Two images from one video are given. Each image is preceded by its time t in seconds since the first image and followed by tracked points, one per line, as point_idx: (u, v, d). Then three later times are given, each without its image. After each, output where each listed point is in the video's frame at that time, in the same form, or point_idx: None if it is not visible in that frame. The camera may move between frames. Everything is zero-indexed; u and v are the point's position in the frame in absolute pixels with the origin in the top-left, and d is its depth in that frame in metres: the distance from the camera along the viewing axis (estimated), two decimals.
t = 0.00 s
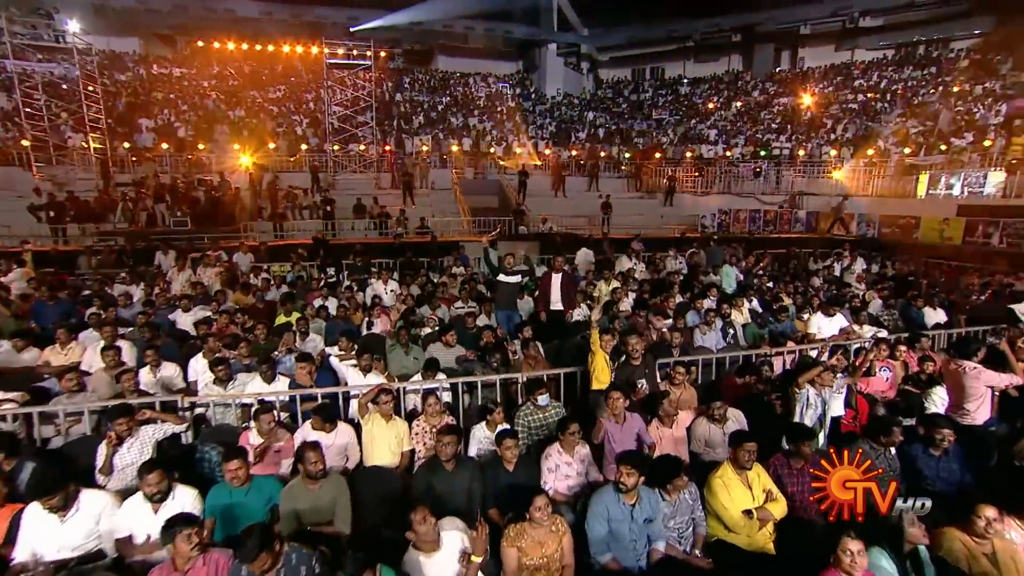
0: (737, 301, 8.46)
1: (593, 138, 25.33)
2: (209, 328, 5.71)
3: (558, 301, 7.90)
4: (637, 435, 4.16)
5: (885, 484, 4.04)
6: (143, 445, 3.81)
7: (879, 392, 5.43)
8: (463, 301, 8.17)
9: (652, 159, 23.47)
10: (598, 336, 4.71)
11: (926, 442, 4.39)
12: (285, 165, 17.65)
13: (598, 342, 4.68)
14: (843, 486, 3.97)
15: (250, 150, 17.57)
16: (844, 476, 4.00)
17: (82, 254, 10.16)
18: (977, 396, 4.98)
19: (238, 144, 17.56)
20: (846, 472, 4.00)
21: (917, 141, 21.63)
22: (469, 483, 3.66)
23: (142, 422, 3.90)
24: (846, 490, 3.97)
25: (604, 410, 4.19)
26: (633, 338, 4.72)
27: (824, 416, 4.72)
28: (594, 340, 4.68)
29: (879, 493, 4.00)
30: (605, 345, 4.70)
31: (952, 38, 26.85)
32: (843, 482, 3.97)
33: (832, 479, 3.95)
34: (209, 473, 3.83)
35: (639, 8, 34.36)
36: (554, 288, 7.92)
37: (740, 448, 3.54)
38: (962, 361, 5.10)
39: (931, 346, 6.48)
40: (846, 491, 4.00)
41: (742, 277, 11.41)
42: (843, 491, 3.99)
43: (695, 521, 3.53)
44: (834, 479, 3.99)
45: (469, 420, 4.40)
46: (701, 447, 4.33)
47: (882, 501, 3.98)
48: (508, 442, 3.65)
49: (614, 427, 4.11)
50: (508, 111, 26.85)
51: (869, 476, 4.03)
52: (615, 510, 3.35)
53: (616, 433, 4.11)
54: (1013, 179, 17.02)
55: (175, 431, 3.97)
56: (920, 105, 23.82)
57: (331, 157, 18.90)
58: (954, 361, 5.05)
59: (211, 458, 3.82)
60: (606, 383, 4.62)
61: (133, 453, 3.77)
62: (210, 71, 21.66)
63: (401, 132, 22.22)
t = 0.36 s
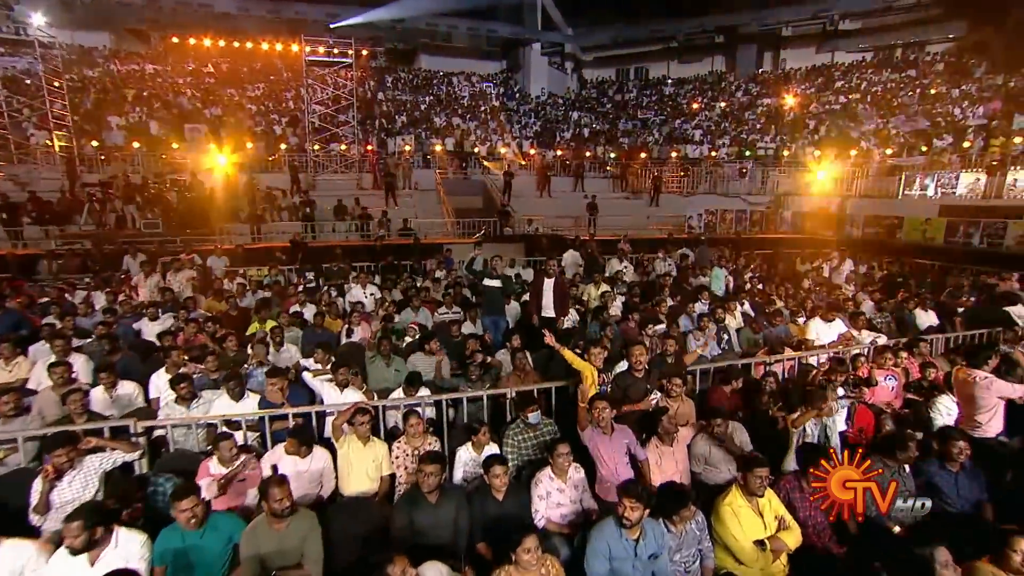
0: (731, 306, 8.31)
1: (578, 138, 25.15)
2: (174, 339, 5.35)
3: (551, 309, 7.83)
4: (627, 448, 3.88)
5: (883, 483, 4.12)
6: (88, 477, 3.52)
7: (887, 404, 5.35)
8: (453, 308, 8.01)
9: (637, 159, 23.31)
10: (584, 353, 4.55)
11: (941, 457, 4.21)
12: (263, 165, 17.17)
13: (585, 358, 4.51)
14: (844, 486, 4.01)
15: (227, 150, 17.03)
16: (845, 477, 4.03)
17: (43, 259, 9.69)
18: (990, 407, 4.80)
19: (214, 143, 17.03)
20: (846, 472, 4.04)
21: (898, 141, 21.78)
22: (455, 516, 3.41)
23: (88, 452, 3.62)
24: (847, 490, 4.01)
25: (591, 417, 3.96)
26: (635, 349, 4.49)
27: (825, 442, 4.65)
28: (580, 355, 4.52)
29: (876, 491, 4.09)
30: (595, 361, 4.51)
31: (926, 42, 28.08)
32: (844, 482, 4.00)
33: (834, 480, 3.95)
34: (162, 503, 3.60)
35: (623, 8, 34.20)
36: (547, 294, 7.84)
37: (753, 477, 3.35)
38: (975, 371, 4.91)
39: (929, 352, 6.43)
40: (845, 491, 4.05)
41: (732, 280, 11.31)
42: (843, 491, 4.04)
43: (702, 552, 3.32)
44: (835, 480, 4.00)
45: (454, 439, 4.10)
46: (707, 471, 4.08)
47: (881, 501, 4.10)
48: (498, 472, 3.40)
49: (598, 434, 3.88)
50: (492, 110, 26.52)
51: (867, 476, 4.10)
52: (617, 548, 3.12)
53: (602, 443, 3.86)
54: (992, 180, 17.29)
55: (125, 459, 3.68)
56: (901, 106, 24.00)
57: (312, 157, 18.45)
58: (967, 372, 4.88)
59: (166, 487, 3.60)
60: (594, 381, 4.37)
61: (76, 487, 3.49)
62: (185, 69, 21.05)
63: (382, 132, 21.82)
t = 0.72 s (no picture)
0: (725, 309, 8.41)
1: (563, 138, 24.95)
2: (134, 352, 4.99)
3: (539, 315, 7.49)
4: (626, 475, 3.64)
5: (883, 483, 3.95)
6: (19, 519, 3.34)
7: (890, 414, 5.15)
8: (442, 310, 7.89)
9: (623, 158, 23.12)
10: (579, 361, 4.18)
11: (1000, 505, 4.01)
12: (240, 165, 16.68)
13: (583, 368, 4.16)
14: (843, 486, 3.85)
15: (202, 150, 16.50)
16: (845, 477, 3.87)
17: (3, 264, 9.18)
18: (1004, 417, 4.75)
19: (189, 142, 16.48)
20: (846, 472, 3.87)
21: (881, 142, 21.87)
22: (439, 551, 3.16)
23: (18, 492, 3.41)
24: (846, 490, 3.84)
25: (587, 442, 3.69)
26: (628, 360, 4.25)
27: (844, 444, 4.38)
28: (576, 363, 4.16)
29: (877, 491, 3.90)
30: (591, 372, 4.20)
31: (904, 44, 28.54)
32: (844, 483, 3.84)
33: (832, 480, 3.83)
34: (103, 542, 3.30)
35: (607, 7, 34.01)
36: (536, 299, 7.47)
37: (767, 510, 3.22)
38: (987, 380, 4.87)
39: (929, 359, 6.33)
40: (847, 491, 3.87)
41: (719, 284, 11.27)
42: (842, 491, 3.87)
43: None
44: (834, 479, 3.87)
45: (437, 463, 3.85)
46: (711, 496, 3.88)
47: (881, 501, 3.97)
48: (486, 505, 3.15)
49: (596, 460, 3.63)
50: (476, 109, 26.19)
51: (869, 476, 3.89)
52: None
53: (600, 470, 3.61)
54: (972, 180, 17.60)
55: (62, 497, 3.48)
56: (883, 105, 24.07)
57: (291, 157, 17.98)
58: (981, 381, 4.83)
59: (110, 525, 3.31)
60: (588, 385, 4.08)
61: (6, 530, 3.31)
62: (159, 65, 20.38)
63: (364, 132, 21.39)
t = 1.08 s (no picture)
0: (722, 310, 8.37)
1: (548, 138, 24.72)
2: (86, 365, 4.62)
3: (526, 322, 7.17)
4: (631, 506, 3.50)
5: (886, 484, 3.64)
6: None
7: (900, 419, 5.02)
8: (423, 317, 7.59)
9: (608, 159, 22.93)
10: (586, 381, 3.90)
11: None
12: (216, 165, 16.17)
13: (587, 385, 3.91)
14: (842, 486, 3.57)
15: (176, 149, 15.95)
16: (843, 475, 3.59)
17: None
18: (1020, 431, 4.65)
19: (162, 141, 15.92)
20: (846, 472, 3.59)
21: (865, 143, 21.93)
22: None
23: None
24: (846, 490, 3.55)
25: (590, 470, 3.51)
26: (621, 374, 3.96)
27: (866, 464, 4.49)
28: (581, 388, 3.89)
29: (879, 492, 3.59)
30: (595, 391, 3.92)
31: (882, 47, 28.75)
32: (843, 482, 3.55)
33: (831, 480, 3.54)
34: None
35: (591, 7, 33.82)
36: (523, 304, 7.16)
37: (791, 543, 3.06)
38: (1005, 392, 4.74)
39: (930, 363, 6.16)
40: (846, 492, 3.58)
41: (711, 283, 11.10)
42: (842, 491, 3.59)
43: None
44: (833, 479, 3.58)
45: (420, 491, 3.57)
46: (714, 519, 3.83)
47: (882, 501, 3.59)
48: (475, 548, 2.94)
49: (599, 490, 3.47)
50: (459, 109, 25.84)
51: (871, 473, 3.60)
52: None
53: (603, 500, 3.47)
54: (954, 180, 17.75)
55: None
56: (864, 105, 24.09)
57: (269, 157, 17.51)
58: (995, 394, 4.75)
59: (47, 560, 3.01)
60: (590, 421, 3.84)
61: None
62: (131, 61, 19.73)
63: (345, 131, 20.95)
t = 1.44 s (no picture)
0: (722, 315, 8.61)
1: (532, 138, 24.48)
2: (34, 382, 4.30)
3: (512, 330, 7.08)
4: (647, 550, 3.43)
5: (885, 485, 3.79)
6: None
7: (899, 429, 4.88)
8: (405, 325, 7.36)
9: (593, 159, 22.75)
10: (585, 420, 3.77)
11: None
12: (191, 164, 15.68)
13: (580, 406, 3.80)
14: (843, 486, 3.68)
15: (149, 147, 15.41)
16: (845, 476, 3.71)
17: None
18: None
19: (133, 139, 15.37)
20: (846, 472, 3.71)
21: (848, 143, 21.96)
22: None
23: None
24: (846, 490, 3.67)
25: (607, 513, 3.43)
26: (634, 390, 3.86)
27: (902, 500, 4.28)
28: (580, 427, 3.75)
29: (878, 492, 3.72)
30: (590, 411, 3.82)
31: (861, 50, 28.99)
32: (843, 482, 3.68)
33: (830, 481, 3.68)
34: None
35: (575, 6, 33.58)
36: (508, 311, 7.05)
37: None
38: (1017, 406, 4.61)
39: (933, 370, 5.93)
40: (847, 492, 3.71)
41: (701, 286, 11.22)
42: (842, 491, 3.72)
43: None
44: (834, 479, 3.71)
45: (402, 522, 3.33)
46: (722, 551, 3.81)
47: (882, 502, 3.72)
48: None
49: (618, 535, 3.36)
50: (443, 108, 25.48)
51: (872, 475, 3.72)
52: None
53: (623, 544, 3.36)
54: (936, 180, 17.88)
55: None
56: (846, 106, 24.16)
57: (247, 156, 17.03)
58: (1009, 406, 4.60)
59: None
60: (584, 467, 3.70)
61: None
62: (101, 57, 19.04)
63: (325, 131, 20.49)
